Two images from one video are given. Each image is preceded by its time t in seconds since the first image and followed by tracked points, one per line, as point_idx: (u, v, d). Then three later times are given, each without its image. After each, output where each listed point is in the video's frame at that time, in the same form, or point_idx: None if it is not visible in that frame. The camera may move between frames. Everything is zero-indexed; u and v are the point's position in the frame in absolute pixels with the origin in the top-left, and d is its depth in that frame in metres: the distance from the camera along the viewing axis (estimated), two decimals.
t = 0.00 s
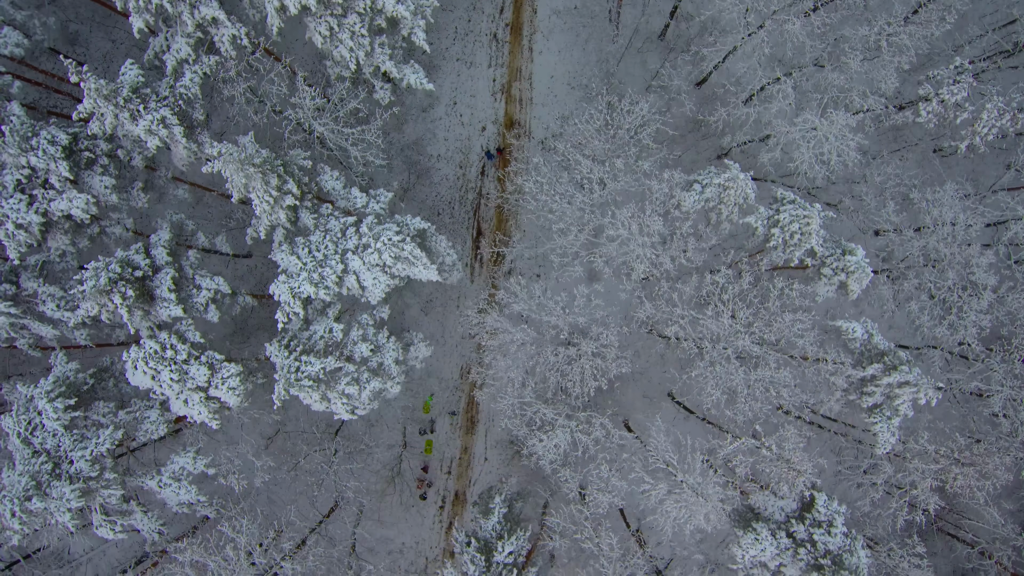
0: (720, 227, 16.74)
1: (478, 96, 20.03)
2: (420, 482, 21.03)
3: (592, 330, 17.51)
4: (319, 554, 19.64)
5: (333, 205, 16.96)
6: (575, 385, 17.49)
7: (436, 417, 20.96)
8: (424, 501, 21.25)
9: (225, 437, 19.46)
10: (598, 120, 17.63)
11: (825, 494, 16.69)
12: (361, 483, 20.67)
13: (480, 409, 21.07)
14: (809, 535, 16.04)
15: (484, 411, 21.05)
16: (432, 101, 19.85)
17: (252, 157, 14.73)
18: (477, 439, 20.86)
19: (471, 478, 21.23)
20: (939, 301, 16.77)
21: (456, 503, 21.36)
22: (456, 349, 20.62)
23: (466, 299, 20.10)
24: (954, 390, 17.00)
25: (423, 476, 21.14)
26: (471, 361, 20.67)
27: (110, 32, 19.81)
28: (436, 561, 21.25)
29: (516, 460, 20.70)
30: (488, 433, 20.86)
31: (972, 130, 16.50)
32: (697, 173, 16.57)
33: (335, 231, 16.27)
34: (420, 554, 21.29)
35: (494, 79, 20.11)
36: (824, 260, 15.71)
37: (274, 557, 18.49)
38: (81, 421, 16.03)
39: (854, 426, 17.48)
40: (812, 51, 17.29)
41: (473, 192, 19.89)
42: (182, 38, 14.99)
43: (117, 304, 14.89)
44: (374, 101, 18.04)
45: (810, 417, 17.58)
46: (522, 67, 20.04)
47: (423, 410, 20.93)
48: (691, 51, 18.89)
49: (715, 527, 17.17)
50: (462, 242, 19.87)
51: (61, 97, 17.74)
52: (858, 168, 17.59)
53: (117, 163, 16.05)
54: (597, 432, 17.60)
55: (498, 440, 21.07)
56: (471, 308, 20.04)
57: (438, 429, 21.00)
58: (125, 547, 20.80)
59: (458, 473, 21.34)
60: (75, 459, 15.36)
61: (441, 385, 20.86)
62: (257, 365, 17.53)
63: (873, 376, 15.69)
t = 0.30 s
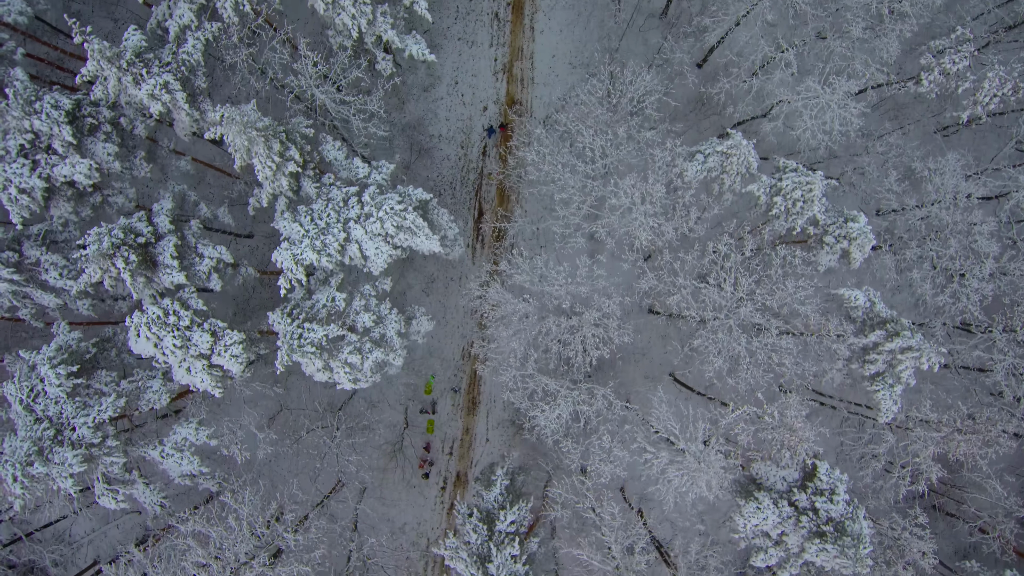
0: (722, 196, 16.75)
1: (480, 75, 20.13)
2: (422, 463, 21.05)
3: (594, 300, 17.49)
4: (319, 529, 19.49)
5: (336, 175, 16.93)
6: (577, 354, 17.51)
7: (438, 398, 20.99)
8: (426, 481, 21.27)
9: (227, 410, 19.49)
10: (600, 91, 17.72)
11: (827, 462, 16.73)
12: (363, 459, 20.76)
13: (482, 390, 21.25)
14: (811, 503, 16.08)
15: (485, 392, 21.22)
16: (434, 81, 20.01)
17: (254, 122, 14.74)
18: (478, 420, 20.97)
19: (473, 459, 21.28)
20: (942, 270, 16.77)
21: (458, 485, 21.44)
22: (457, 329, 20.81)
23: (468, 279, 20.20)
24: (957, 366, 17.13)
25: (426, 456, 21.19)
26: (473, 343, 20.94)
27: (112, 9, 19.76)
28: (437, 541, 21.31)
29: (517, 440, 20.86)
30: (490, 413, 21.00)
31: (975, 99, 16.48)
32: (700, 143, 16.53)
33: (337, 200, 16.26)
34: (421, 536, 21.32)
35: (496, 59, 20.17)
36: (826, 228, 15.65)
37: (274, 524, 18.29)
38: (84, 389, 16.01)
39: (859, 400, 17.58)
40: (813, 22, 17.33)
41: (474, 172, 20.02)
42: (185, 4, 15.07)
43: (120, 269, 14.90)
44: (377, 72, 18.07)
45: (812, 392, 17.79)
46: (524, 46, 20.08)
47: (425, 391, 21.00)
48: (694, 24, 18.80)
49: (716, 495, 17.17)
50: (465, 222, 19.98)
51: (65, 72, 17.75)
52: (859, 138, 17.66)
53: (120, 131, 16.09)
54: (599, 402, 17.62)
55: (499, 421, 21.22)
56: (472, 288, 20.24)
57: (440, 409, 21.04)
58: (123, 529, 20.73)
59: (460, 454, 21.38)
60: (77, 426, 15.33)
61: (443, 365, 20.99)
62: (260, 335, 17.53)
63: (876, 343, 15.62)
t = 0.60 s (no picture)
0: (724, 166, 16.75)
1: (481, 55, 20.47)
2: (424, 441, 21.58)
3: (596, 269, 17.49)
4: (322, 503, 19.49)
5: (337, 145, 16.91)
6: (579, 324, 17.59)
7: (439, 378, 21.64)
8: (428, 460, 21.79)
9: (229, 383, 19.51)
10: (602, 61, 17.56)
11: (829, 431, 16.73)
12: (365, 435, 21.08)
13: (483, 371, 21.80)
14: (812, 471, 16.12)
15: (486, 373, 21.81)
16: (435, 61, 20.34)
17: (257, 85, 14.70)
18: (479, 401, 21.60)
19: (473, 439, 21.89)
20: (944, 239, 16.77)
21: (459, 465, 21.95)
22: (459, 310, 21.60)
23: (468, 261, 21.01)
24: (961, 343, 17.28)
25: (427, 435, 21.72)
26: (473, 325, 21.63)
27: None
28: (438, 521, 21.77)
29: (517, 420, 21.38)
30: (491, 394, 21.66)
31: (976, 69, 16.46)
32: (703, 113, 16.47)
33: (339, 168, 16.26)
34: (423, 517, 21.76)
35: (497, 38, 20.45)
36: (829, 196, 15.66)
37: (276, 496, 18.25)
38: (86, 357, 16.02)
39: (864, 377, 17.71)
40: None
41: (475, 153, 20.51)
42: None
43: (121, 233, 14.92)
44: (378, 43, 18.14)
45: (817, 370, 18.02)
46: (525, 26, 20.40)
47: (427, 371, 21.59)
48: None
49: (717, 463, 17.24)
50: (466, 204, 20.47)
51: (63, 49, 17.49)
52: (859, 109, 17.76)
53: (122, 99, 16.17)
54: (601, 372, 17.70)
55: (500, 402, 21.70)
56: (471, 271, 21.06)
57: (441, 389, 21.74)
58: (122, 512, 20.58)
59: (462, 435, 21.95)
60: (79, 392, 15.31)
61: (445, 345, 21.66)
62: (262, 306, 17.55)
63: (879, 310, 15.63)
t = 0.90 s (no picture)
0: (727, 137, 16.59)
1: (483, 34, 20.59)
2: (426, 420, 21.78)
3: (598, 240, 17.50)
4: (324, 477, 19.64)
5: (339, 115, 16.91)
6: (582, 295, 17.58)
7: (440, 359, 21.86)
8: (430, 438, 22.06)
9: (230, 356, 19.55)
10: (604, 31, 17.48)
11: (831, 400, 16.75)
12: (366, 411, 21.39)
13: (484, 351, 22.04)
14: (814, 440, 16.17)
15: (487, 354, 21.99)
16: (436, 41, 20.44)
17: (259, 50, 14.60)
18: (480, 381, 21.83)
19: (474, 420, 22.11)
20: (945, 208, 16.81)
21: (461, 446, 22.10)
22: (461, 292, 21.81)
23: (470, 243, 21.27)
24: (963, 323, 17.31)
25: (429, 413, 22.01)
26: (474, 307, 21.86)
27: None
28: (440, 504, 21.83)
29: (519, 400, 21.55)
30: (492, 375, 21.82)
31: (977, 40, 16.50)
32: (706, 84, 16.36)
33: (340, 137, 16.22)
34: (424, 497, 21.93)
35: (499, 18, 20.65)
36: (831, 164, 15.55)
37: (280, 467, 18.38)
38: (88, 325, 16.03)
39: (867, 352, 17.88)
40: None
41: (477, 133, 20.61)
42: None
43: (124, 198, 14.90)
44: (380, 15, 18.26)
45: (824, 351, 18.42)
46: (527, 5, 20.60)
47: (428, 351, 21.82)
48: None
49: (720, 433, 17.23)
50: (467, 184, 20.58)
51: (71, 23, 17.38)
52: (860, 80, 17.78)
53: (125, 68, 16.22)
54: (603, 343, 17.71)
55: (501, 383, 21.92)
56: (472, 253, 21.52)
57: (443, 369, 21.96)
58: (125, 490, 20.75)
59: (463, 417, 22.13)
60: (82, 359, 15.28)
61: (448, 326, 21.87)
62: (264, 276, 17.59)
63: (881, 278, 15.63)
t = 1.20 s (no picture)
0: (728, 107, 16.49)
1: (484, 14, 20.76)
2: (427, 399, 21.78)
3: (601, 209, 17.49)
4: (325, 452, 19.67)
5: (341, 85, 16.91)
6: (584, 265, 17.54)
7: (442, 339, 21.86)
8: (432, 419, 22.04)
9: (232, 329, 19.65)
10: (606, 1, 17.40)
11: (833, 369, 16.78)
12: (368, 389, 21.58)
13: (486, 333, 22.09)
14: (815, 408, 16.21)
15: (489, 335, 22.06)
16: (437, 20, 20.59)
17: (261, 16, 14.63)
18: (482, 362, 21.84)
19: (476, 402, 22.09)
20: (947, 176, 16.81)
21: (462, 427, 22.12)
22: (462, 275, 21.91)
23: (472, 223, 21.60)
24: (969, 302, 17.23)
25: (431, 393, 21.99)
26: (476, 288, 22.00)
27: None
28: (441, 485, 21.98)
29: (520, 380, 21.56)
30: (494, 356, 21.89)
31: (977, 9, 16.52)
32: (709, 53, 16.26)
33: (342, 105, 16.23)
34: (425, 479, 22.03)
35: None
36: (834, 133, 15.46)
37: (282, 439, 18.45)
38: (90, 293, 16.05)
39: (870, 329, 18.02)
40: None
41: (478, 113, 20.74)
42: None
43: (127, 162, 14.92)
44: None
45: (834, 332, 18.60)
46: None
47: (429, 333, 21.89)
48: None
49: (722, 402, 17.21)
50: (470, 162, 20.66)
51: None
52: (861, 51, 17.84)
53: (128, 37, 16.29)
54: (605, 314, 17.73)
55: (502, 365, 21.96)
56: (474, 234, 21.72)
57: (444, 349, 21.96)
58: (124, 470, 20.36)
59: (464, 398, 22.13)
60: (84, 325, 15.24)
61: (450, 306, 21.94)
62: (266, 247, 17.63)
63: (883, 246, 15.64)
